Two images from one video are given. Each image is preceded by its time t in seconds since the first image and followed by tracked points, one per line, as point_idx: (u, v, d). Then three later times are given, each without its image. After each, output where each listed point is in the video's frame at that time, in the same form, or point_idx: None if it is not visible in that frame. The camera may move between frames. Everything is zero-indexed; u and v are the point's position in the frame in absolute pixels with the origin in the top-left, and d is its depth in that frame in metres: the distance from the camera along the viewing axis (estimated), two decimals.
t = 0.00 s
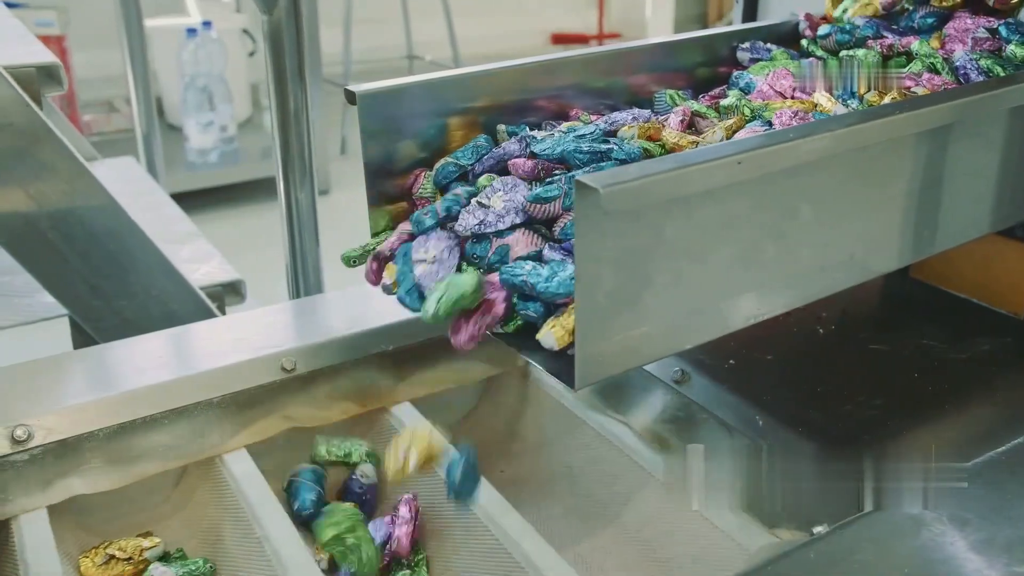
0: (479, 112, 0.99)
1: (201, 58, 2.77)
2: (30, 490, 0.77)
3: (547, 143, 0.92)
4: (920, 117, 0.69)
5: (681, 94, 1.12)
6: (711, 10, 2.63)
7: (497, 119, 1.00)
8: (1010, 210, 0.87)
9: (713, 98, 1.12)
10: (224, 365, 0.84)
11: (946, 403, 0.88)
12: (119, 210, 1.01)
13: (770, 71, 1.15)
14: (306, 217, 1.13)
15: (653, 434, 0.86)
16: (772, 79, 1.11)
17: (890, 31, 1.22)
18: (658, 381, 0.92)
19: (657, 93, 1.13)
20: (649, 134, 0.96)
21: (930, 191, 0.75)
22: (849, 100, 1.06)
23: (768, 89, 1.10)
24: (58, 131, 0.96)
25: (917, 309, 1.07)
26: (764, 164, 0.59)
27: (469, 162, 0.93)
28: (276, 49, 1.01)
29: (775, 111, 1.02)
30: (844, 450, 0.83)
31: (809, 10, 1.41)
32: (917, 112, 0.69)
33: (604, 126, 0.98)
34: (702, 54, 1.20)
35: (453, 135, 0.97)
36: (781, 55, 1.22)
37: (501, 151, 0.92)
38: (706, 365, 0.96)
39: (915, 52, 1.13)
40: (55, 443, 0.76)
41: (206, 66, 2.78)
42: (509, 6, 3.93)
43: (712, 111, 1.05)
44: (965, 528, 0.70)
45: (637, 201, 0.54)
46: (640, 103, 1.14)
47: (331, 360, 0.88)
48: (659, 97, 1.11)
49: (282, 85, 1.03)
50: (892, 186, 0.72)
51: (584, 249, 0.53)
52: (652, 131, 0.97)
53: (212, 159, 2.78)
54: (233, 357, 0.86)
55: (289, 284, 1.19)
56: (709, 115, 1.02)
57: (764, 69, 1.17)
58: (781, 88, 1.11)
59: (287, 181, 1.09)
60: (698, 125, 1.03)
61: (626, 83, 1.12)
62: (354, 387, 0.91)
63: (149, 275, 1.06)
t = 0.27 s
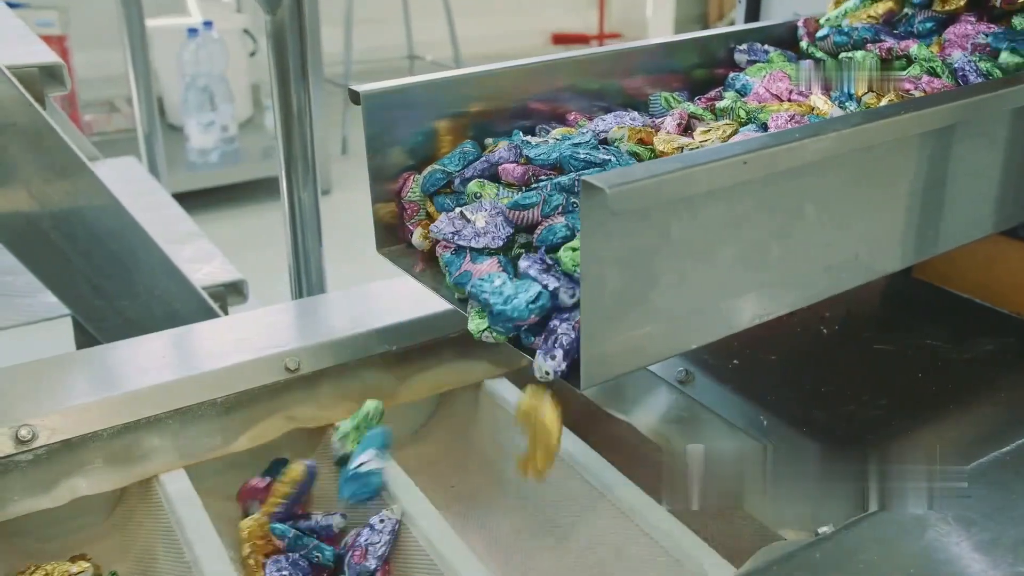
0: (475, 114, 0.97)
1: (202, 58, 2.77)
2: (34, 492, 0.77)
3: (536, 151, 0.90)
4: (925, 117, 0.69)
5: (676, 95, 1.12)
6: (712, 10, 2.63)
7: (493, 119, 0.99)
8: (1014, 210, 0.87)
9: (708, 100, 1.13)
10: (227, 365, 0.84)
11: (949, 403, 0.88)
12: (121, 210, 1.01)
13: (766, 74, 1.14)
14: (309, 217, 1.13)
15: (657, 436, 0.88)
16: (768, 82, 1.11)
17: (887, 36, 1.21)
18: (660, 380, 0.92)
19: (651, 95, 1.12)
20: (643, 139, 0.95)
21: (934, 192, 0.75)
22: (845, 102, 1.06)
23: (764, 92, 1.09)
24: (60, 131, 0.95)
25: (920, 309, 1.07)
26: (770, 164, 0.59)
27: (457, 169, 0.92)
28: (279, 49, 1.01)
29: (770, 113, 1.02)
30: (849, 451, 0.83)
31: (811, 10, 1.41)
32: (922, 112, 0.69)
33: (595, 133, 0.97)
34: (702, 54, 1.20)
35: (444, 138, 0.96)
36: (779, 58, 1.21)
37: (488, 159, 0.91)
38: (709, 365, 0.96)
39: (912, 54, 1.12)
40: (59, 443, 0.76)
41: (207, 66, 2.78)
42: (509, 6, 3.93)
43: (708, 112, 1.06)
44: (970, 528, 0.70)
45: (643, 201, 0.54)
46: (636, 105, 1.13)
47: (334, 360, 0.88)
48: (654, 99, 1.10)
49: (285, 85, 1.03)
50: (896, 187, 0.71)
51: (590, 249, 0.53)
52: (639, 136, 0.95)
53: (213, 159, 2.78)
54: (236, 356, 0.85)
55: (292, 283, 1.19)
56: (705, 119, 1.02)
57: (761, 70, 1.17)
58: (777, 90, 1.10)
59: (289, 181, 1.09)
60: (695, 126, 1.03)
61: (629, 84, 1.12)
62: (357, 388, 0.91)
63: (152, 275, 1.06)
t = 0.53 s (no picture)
0: (474, 116, 0.97)
1: (203, 58, 2.77)
2: (37, 492, 0.77)
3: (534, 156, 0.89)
4: (930, 117, 0.69)
5: (671, 98, 1.12)
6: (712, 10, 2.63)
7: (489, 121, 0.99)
8: (1018, 209, 0.87)
9: (704, 103, 1.13)
10: (231, 366, 0.84)
11: (954, 403, 0.88)
12: (124, 210, 1.01)
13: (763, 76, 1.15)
14: (312, 218, 1.13)
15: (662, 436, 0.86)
16: (765, 84, 1.12)
17: (887, 37, 1.21)
18: (665, 380, 0.92)
19: (648, 97, 1.12)
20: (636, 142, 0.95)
21: (939, 192, 0.75)
22: (845, 104, 1.06)
23: (760, 94, 1.10)
24: (64, 131, 0.95)
25: (924, 308, 1.07)
26: (776, 164, 0.59)
27: (444, 174, 0.90)
28: (282, 49, 1.01)
29: (766, 116, 1.02)
30: (854, 451, 0.83)
31: (814, 10, 1.41)
32: (927, 112, 0.69)
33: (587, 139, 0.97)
34: (703, 54, 1.20)
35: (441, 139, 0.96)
36: (775, 61, 1.21)
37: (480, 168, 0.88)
38: (714, 365, 0.96)
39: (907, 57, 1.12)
40: (63, 443, 0.76)
41: (209, 66, 2.78)
42: (509, 6, 3.93)
43: (705, 115, 1.06)
44: (976, 529, 0.70)
45: (649, 201, 0.54)
46: (634, 107, 1.13)
47: (338, 360, 0.88)
48: (650, 102, 1.10)
49: (289, 85, 1.03)
50: (901, 188, 0.71)
51: (597, 249, 0.53)
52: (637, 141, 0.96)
53: (214, 159, 2.78)
54: (240, 357, 0.85)
55: (295, 284, 1.19)
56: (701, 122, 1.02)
57: (757, 71, 1.18)
58: (772, 93, 1.10)
59: (292, 181, 1.09)
60: (691, 128, 1.03)
61: (630, 84, 1.12)
62: (361, 390, 0.91)
63: (155, 275, 1.06)
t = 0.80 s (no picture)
0: (473, 119, 0.97)
1: (204, 58, 2.77)
2: (42, 492, 0.77)
3: (532, 160, 0.88)
4: (935, 117, 0.69)
5: (666, 101, 1.11)
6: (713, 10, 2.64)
7: (485, 126, 0.98)
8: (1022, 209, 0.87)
9: (700, 105, 1.13)
10: (235, 365, 0.84)
11: (959, 403, 0.88)
12: (128, 210, 1.01)
13: (761, 78, 1.15)
14: (315, 217, 1.13)
15: (666, 434, 0.86)
16: (762, 87, 1.12)
17: (886, 41, 1.21)
18: (670, 381, 0.91)
19: (644, 101, 1.12)
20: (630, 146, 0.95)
21: (944, 193, 0.75)
22: (844, 107, 1.06)
23: (756, 98, 1.10)
24: (67, 131, 0.95)
25: (928, 308, 1.07)
26: (783, 164, 0.59)
27: (433, 178, 0.90)
28: (286, 48, 1.01)
29: (762, 119, 1.02)
30: (858, 451, 0.83)
31: (816, 10, 1.42)
32: (932, 112, 0.69)
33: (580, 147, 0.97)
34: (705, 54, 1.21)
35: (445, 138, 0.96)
36: (774, 62, 1.21)
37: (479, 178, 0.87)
38: (718, 365, 0.96)
39: (903, 60, 1.12)
40: (68, 442, 0.76)
41: (210, 66, 2.78)
42: (509, 6, 3.94)
43: (700, 117, 1.06)
44: (983, 529, 0.70)
45: (657, 201, 0.54)
46: (633, 108, 1.13)
47: (342, 360, 0.88)
48: (646, 106, 1.10)
49: (292, 85, 1.03)
50: (905, 188, 0.71)
51: (605, 249, 0.53)
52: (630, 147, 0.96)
53: (215, 159, 2.78)
54: (243, 357, 0.85)
55: (298, 284, 1.19)
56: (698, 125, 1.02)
57: (755, 74, 1.18)
58: (769, 96, 1.10)
59: (296, 181, 1.10)
60: (687, 132, 1.04)
61: (633, 84, 1.12)
62: (365, 388, 0.92)
63: (158, 275, 1.06)
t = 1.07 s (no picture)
0: (463, 126, 0.97)
1: (205, 58, 2.77)
2: (46, 492, 0.77)
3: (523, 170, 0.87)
4: (940, 117, 0.69)
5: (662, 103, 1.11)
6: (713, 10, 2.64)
7: (475, 131, 0.98)
8: None
9: (697, 107, 1.13)
10: (240, 366, 0.84)
11: (964, 403, 0.88)
12: (131, 210, 1.01)
13: (758, 80, 1.15)
14: (318, 217, 1.13)
15: (670, 435, 0.92)
16: (760, 90, 1.11)
17: (887, 43, 1.20)
18: (673, 380, 0.93)
19: (639, 103, 1.11)
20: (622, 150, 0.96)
21: (950, 192, 0.75)
22: (843, 108, 1.04)
23: (754, 100, 1.09)
24: (71, 131, 0.96)
25: (931, 307, 1.07)
26: (788, 163, 0.59)
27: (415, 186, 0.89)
28: (289, 48, 1.01)
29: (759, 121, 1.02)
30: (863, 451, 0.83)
31: (818, 10, 1.42)
32: (936, 112, 0.69)
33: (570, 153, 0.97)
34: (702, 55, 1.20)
35: (449, 138, 0.96)
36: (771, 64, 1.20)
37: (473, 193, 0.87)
38: (722, 365, 0.96)
39: (900, 61, 1.11)
40: (73, 442, 0.76)
41: (211, 66, 2.78)
42: (509, 6, 3.94)
43: (696, 119, 1.06)
44: (987, 528, 0.70)
45: (662, 201, 0.54)
46: (629, 110, 1.12)
47: (346, 360, 0.88)
48: (642, 108, 1.09)
49: (295, 84, 1.03)
50: (911, 187, 0.71)
51: (610, 249, 0.53)
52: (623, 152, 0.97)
53: (216, 159, 2.78)
54: (247, 357, 0.85)
55: (301, 284, 1.19)
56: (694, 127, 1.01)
57: (751, 75, 1.18)
58: (767, 98, 1.10)
59: (298, 180, 1.10)
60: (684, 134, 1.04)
61: (629, 85, 1.12)
62: (367, 388, 0.91)
63: (161, 275, 1.06)
